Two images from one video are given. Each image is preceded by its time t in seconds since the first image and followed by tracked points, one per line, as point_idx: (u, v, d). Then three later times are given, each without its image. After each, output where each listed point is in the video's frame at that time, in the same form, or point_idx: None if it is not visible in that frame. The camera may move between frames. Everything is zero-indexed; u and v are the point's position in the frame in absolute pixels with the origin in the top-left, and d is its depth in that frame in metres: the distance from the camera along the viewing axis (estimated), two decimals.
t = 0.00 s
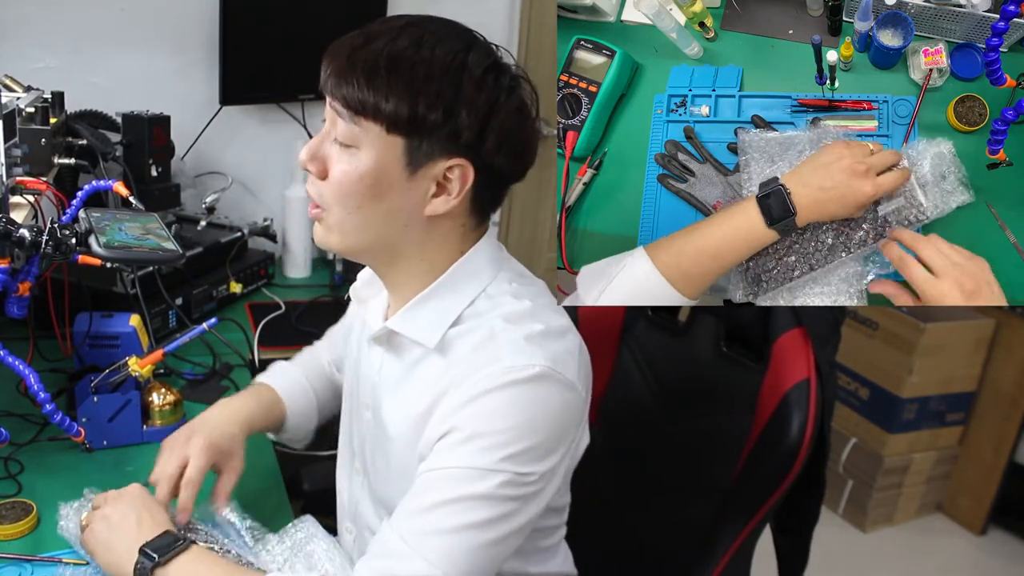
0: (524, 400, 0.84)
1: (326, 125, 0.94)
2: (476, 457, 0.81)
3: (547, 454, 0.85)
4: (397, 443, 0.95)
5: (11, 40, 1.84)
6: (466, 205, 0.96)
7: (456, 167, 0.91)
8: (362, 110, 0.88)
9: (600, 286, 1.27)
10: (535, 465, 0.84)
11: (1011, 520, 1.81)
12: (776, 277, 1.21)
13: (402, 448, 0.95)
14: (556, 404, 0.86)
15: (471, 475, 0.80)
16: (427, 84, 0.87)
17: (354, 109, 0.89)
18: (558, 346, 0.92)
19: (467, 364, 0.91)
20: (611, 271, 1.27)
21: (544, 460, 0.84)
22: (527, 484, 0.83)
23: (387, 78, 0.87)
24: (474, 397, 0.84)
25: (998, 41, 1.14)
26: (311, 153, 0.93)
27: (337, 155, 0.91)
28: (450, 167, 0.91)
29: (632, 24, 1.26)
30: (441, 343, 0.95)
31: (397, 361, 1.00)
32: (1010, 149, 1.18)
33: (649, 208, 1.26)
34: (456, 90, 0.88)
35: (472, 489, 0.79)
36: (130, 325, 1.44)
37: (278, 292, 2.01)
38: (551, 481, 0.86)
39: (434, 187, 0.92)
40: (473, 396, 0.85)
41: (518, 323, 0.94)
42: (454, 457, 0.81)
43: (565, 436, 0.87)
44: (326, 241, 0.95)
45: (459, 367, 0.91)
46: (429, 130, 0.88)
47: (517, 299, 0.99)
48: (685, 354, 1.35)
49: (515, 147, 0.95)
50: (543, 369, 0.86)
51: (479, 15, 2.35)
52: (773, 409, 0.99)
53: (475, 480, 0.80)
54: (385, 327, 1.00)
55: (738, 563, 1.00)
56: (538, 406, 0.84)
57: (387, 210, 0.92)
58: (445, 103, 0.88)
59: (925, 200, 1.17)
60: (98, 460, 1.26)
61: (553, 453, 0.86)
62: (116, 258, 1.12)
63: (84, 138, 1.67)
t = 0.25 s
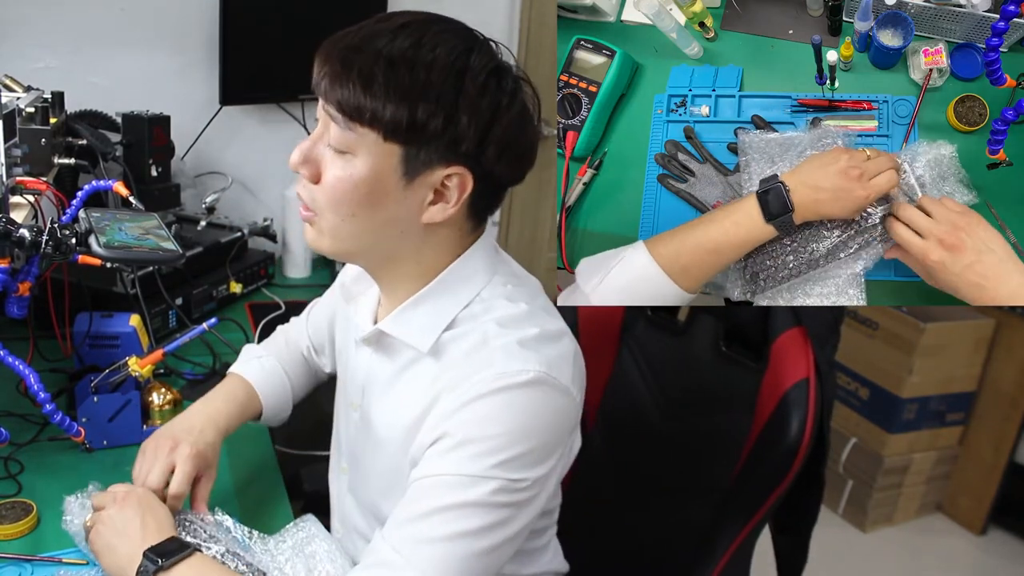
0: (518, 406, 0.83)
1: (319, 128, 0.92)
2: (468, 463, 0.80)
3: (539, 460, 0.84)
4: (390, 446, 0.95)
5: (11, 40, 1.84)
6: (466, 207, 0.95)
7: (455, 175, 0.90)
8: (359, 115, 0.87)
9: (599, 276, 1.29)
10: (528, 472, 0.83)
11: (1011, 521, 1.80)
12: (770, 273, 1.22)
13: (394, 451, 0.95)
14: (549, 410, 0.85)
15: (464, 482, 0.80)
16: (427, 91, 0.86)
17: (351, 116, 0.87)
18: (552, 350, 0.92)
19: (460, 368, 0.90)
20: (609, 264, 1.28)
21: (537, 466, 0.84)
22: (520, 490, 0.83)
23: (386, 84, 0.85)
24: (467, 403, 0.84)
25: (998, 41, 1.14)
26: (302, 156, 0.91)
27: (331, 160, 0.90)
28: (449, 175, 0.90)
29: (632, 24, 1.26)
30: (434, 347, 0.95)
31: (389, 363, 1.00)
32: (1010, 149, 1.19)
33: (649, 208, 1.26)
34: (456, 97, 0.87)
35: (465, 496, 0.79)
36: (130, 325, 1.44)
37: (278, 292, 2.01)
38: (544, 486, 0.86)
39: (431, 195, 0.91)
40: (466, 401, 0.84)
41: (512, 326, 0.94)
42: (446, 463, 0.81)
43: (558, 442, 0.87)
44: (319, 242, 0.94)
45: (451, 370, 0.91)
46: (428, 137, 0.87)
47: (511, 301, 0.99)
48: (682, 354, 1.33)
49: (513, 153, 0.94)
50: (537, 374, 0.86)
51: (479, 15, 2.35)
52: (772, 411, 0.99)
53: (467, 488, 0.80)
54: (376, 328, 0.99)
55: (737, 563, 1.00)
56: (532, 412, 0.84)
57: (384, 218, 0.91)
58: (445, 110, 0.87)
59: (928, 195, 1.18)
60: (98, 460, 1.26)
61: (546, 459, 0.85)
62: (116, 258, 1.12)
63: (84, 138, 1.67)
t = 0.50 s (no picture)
0: (504, 413, 0.83)
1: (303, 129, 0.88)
2: (450, 467, 0.80)
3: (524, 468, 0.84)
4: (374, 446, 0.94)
5: (11, 41, 1.84)
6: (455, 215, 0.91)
7: (444, 186, 0.86)
8: (343, 125, 0.82)
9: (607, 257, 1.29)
10: (513, 479, 0.83)
11: (1011, 521, 1.80)
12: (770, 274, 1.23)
13: (378, 451, 0.94)
14: (536, 418, 0.85)
15: (445, 485, 0.79)
16: (414, 100, 0.80)
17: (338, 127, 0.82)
18: (544, 359, 0.91)
19: (448, 371, 0.89)
20: (619, 245, 1.29)
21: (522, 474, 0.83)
22: (502, 497, 0.82)
23: (371, 93, 0.79)
24: (453, 407, 0.83)
25: (998, 40, 1.14)
26: (289, 158, 0.88)
27: (315, 165, 0.86)
28: (438, 187, 0.86)
29: (632, 24, 1.26)
30: (425, 352, 0.93)
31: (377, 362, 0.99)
32: (1010, 149, 1.19)
33: (649, 207, 1.26)
34: (446, 106, 0.81)
35: (445, 500, 0.79)
36: (130, 325, 1.44)
37: (278, 292, 2.01)
38: (528, 494, 0.86)
39: (420, 206, 0.88)
40: (453, 406, 0.84)
41: (505, 333, 0.93)
42: (428, 466, 0.80)
43: (545, 451, 0.86)
44: (307, 244, 0.92)
45: (439, 372, 0.90)
46: (414, 147, 0.82)
47: (506, 308, 0.97)
48: (684, 353, 1.35)
49: (507, 157, 0.89)
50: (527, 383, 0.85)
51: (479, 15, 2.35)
52: (771, 412, 0.99)
53: (448, 491, 0.79)
54: (365, 326, 0.98)
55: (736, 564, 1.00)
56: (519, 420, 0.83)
57: (369, 228, 0.88)
58: (435, 120, 0.81)
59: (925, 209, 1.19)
60: (98, 460, 1.26)
61: (532, 468, 0.85)
62: (116, 258, 1.12)
63: (84, 138, 1.67)
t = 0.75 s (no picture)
0: (491, 423, 0.82)
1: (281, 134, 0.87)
2: (435, 476, 0.79)
3: (510, 479, 0.83)
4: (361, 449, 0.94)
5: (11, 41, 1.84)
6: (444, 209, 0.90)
7: (430, 185, 0.85)
8: (322, 124, 0.81)
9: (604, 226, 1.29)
10: (499, 490, 0.83)
11: (1011, 520, 1.80)
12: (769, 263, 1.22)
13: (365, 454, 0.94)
14: (524, 427, 0.84)
15: (429, 496, 0.79)
16: (392, 97, 0.79)
17: (318, 130, 0.82)
18: (534, 366, 0.90)
19: (436, 375, 0.89)
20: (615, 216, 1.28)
21: (508, 485, 0.83)
22: (488, 508, 0.82)
23: (348, 91, 0.79)
24: (439, 414, 0.83)
25: (998, 40, 1.15)
26: (271, 162, 0.88)
27: (298, 169, 0.86)
28: (422, 185, 0.85)
29: (632, 24, 1.25)
30: (414, 355, 0.93)
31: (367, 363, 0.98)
32: (1010, 149, 1.19)
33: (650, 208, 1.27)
34: (425, 100, 0.80)
35: (429, 511, 0.78)
36: (130, 325, 1.44)
37: (278, 292, 2.01)
38: (513, 505, 0.85)
39: (406, 205, 0.87)
40: (438, 413, 0.83)
41: (496, 337, 0.92)
42: (413, 474, 0.80)
43: (533, 461, 0.86)
44: (298, 250, 0.92)
45: (427, 376, 0.90)
46: (396, 145, 0.81)
47: (498, 312, 0.97)
48: (685, 353, 1.30)
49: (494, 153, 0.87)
50: (514, 392, 0.84)
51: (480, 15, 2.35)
52: (770, 412, 0.99)
53: (432, 502, 0.79)
54: (356, 326, 0.98)
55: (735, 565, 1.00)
56: (506, 430, 0.82)
57: (356, 229, 0.88)
58: (415, 115, 0.80)
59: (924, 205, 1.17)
60: (98, 460, 1.26)
61: (519, 479, 0.84)
62: (116, 258, 1.12)
63: (84, 138, 1.67)
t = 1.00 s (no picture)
0: (502, 419, 0.83)
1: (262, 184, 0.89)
2: (446, 472, 0.80)
3: (520, 474, 0.84)
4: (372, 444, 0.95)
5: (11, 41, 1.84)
6: (426, 194, 0.87)
7: (395, 169, 0.83)
8: (268, 154, 0.82)
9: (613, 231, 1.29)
10: (509, 486, 0.84)
11: (1010, 520, 1.80)
12: (776, 262, 1.22)
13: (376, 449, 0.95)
14: (535, 424, 0.85)
15: (439, 491, 0.80)
16: (307, 95, 0.79)
17: (265, 162, 0.83)
18: (545, 363, 0.91)
19: (448, 372, 0.90)
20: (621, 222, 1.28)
21: (518, 481, 0.84)
22: (498, 503, 0.83)
23: (271, 109, 0.80)
24: (451, 410, 0.84)
25: (998, 40, 1.14)
26: (263, 204, 0.89)
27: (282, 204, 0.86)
28: (387, 172, 0.83)
29: (632, 24, 1.25)
30: (425, 351, 0.94)
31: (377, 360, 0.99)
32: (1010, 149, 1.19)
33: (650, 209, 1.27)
34: (338, 96, 0.79)
35: (439, 506, 0.80)
36: (130, 325, 1.44)
37: (278, 292, 2.01)
38: (523, 501, 0.86)
39: (382, 196, 0.85)
40: (451, 408, 0.84)
41: (507, 334, 0.93)
42: (424, 469, 0.81)
43: (544, 457, 0.87)
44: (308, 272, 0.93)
45: (439, 372, 0.91)
46: (336, 149, 0.80)
47: (507, 306, 0.98)
48: (682, 354, 1.37)
49: (438, 117, 0.84)
50: (527, 389, 0.85)
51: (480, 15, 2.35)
52: (769, 411, 0.99)
53: (442, 497, 0.80)
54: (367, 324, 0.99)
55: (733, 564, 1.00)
56: (517, 426, 0.83)
57: (345, 235, 0.87)
58: (336, 109, 0.79)
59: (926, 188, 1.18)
60: (99, 461, 1.26)
61: (529, 475, 0.86)
62: (116, 258, 1.12)
63: (84, 138, 1.68)
